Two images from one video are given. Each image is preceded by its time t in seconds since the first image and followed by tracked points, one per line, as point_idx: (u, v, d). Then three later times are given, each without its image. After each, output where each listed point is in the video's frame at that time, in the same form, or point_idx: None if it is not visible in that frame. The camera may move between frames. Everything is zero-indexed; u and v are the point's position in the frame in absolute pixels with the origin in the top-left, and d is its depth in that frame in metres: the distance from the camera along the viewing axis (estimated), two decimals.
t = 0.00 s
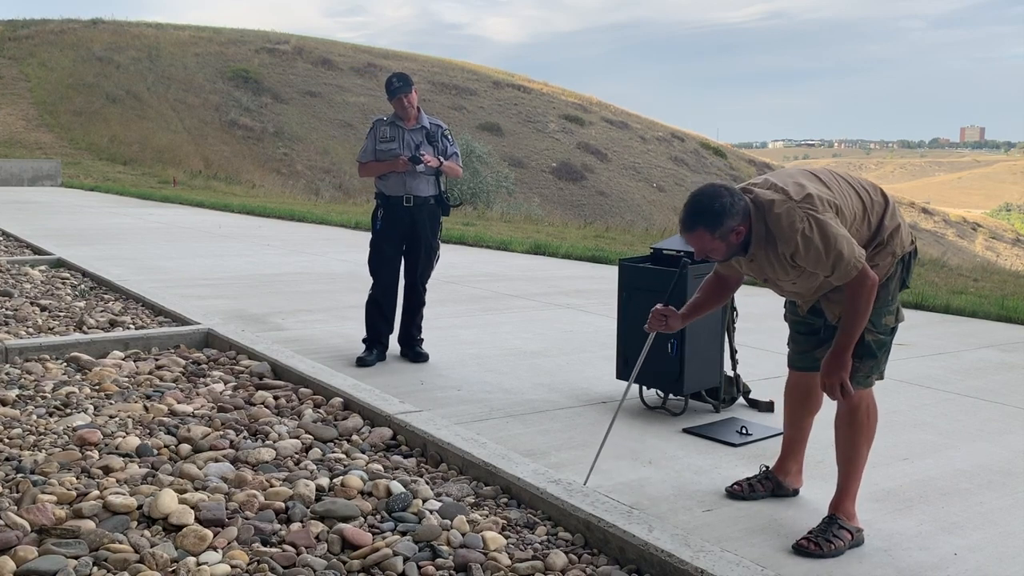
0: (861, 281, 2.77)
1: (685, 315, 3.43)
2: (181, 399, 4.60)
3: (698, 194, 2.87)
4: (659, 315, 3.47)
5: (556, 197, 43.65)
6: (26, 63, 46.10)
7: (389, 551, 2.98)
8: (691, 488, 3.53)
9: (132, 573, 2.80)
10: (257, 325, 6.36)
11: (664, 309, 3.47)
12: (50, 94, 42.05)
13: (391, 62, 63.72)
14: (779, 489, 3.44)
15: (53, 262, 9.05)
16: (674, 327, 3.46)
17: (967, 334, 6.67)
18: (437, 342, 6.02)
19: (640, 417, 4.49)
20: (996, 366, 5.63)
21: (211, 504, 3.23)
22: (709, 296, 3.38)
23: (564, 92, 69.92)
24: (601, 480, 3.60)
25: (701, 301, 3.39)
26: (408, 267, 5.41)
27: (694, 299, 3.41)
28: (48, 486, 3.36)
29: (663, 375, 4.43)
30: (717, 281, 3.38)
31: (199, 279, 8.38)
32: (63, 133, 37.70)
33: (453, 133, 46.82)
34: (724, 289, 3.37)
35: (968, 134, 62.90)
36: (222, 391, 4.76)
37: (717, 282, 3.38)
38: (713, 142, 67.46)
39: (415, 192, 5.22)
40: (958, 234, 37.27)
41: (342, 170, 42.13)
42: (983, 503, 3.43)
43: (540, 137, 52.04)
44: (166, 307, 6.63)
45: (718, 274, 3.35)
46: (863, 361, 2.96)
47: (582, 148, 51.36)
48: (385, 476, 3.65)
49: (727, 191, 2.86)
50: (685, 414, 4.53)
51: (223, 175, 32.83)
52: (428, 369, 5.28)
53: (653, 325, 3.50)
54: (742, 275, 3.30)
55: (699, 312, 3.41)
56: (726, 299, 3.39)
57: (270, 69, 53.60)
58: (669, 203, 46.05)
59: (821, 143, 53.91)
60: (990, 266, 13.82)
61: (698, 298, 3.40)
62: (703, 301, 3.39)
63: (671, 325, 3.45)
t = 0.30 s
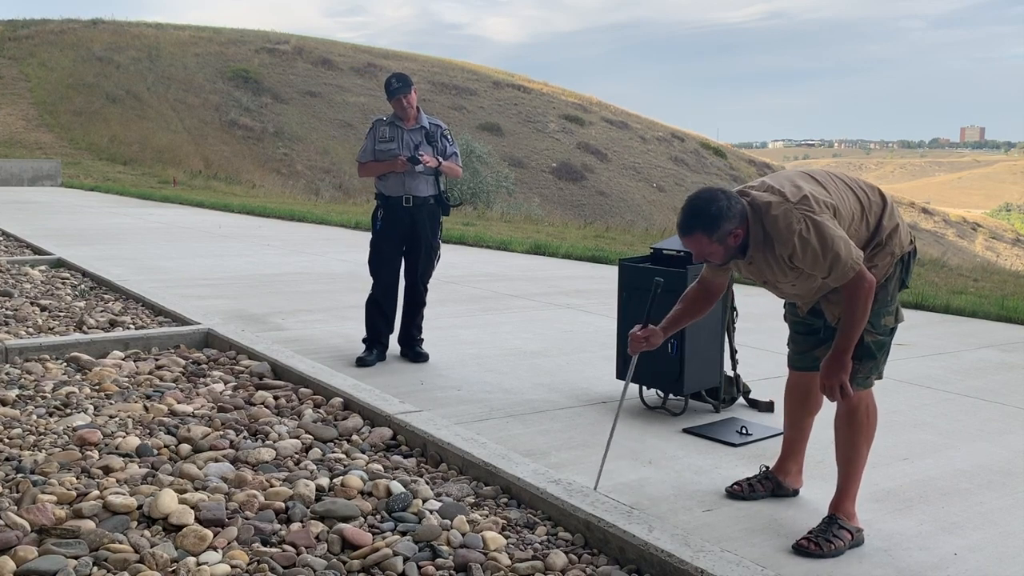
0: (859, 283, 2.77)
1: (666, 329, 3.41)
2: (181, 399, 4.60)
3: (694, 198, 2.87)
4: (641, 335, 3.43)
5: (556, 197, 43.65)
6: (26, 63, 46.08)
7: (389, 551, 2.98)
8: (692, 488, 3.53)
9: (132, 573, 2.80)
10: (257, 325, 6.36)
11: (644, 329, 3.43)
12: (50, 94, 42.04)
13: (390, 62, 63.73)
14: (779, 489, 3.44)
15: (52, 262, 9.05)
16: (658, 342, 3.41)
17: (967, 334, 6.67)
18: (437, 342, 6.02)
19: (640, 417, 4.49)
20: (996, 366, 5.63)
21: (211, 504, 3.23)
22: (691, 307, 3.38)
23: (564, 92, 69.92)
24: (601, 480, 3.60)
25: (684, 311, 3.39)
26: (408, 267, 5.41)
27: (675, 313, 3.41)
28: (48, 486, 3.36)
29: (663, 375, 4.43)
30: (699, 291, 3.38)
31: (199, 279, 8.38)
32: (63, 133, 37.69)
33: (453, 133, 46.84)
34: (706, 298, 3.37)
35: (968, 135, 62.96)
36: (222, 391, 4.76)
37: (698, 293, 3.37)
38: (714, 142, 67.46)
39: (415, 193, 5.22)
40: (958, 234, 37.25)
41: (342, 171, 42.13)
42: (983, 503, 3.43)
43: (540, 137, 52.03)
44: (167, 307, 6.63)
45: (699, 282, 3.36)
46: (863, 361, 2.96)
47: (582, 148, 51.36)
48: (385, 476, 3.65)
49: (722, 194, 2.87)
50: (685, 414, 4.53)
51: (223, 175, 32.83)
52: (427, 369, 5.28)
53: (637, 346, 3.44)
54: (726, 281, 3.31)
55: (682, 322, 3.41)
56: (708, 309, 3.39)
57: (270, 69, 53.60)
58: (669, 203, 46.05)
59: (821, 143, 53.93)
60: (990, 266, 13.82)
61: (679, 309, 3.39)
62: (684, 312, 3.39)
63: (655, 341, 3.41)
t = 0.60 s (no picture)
0: (858, 283, 2.77)
1: (653, 325, 3.40)
2: (181, 399, 4.60)
3: (693, 200, 2.87)
4: (629, 332, 3.40)
5: (556, 197, 43.65)
6: (26, 63, 46.08)
7: (389, 551, 2.98)
8: (691, 488, 3.53)
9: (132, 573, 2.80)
10: (257, 325, 6.36)
11: (632, 326, 3.41)
12: (50, 94, 42.03)
13: (391, 62, 63.73)
14: (779, 489, 3.44)
15: (52, 262, 9.05)
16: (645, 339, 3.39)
17: (967, 334, 6.67)
18: (437, 342, 6.02)
19: (640, 416, 4.49)
20: (996, 366, 5.64)
21: (211, 504, 3.23)
22: (680, 303, 3.39)
23: (564, 92, 69.91)
24: (601, 480, 3.60)
25: (672, 308, 3.39)
26: (409, 267, 5.41)
27: (662, 309, 3.41)
28: (48, 486, 3.36)
29: (663, 374, 4.43)
30: (687, 288, 3.38)
31: (199, 279, 8.38)
32: (63, 133, 37.69)
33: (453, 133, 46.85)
34: (695, 295, 3.38)
35: (969, 135, 63.01)
36: (222, 391, 4.76)
37: (687, 290, 3.38)
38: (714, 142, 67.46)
39: (415, 193, 5.22)
40: (958, 234, 37.26)
41: (342, 171, 42.12)
42: (983, 503, 3.42)
43: (540, 137, 52.03)
44: (166, 307, 6.63)
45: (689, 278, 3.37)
46: (863, 361, 2.96)
47: (582, 148, 51.35)
48: (385, 476, 3.65)
49: (722, 196, 2.87)
50: (685, 414, 4.53)
51: (223, 175, 32.84)
52: (427, 369, 5.28)
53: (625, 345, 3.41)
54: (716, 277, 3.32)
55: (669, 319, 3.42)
56: (695, 306, 3.40)
57: (270, 69, 53.60)
58: (669, 203, 46.05)
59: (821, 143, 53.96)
60: (990, 266, 13.82)
61: (666, 307, 3.40)
62: (671, 308, 3.40)
63: (642, 338, 3.38)
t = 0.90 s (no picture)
0: (858, 283, 2.77)
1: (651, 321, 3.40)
2: (181, 399, 4.60)
3: (693, 199, 2.87)
4: (623, 322, 3.39)
5: (556, 197, 43.65)
6: (26, 63, 46.06)
7: (389, 551, 2.98)
8: (692, 488, 3.53)
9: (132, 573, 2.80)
10: (257, 325, 6.36)
11: (626, 317, 3.40)
12: (50, 94, 42.02)
13: (391, 62, 63.75)
14: (779, 489, 3.44)
15: (52, 262, 9.05)
16: (639, 332, 3.39)
17: (967, 334, 6.66)
18: (437, 342, 6.02)
19: (639, 417, 4.49)
20: (996, 366, 5.64)
21: (211, 504, 3.23)
22: (678, 300, 3.39)
23: (564, 92, 69.90)
24: (601, 480, 3.60)
25: (669, 304, 3.40)
26: (410, 267, 5.41)
27: (660, 304, 3.42)
28: (48, 486, 3.36)
29: (663, 374, 4.43)
30: (686, 285, 3.39)
31: (199, 279, 8.38)
32: (63, 133, 37.68)
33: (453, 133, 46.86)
34: (694, 292, 3.38)
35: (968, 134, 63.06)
36: (222, 391, 4.76)
37: (687, 287, 3.38)
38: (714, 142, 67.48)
39: (416, 193, 5.22)
40: (958, 234, 37.26)
41: (342, 171, 42.12)
42: (983, 503, 3.42)
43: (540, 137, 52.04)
44: (166, 307, 6.63)
45: (689, 276, 3.37)
46: (863, 361, 2.96)
47: (582, 148, 51.35)
48: (385, 475, 3.65)
49: (722, 196, 2.86)
50: (685, 414, 4.53)
51: (223, 175, 32.84)
52: (427, 369, 5.28)
53: (617, 335, 3.41)
54: (716, 275, 3.32)
55: (668, 316, 3.42)
56: (693, 304, 3.41)
57: (270, 69, 53.60)
58: (670, 203, 46.08)
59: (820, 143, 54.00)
60: (990, 266, 13.82)
61: (665, 303, 3.40)
62: (669, 304, 3.41)
63: (637, 330, 3.38)
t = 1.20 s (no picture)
0: (855, 282, 2.77)
1: (655, 318, 3.40)
2: (181, 399, 4.60)
3: (690, 198, 2.87)
4: (628, 319, 3.39)
5: (557, 197, 43.65)
6: (26, 62, 46.06)
7: (389, 551, 2.98)
8: (692, 488, 3.53)
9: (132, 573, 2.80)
10: (257, 325, 6.36)
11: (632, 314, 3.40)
12: (50, 94, 42.01)
13: (390, 62, 63.76)
14: (779, 489, 3.44)
15: (52, 262, 9.05)
16: (644, 330, 3.39)
17: (967, 334, 6.66)
18: (436, 342, 6.02)
19: (639, 417, 4.48)
20: (996, 365, 5.64)
21: (211, 504, 3.23)
22: (680, 298, 3.39)
23: (564, 92, 69.89)
24: (601, 480, 3.60)
25: (671, 303, 3.40)
26: (410, 266, 5.41)
27: (663, 302, 3.42)
28: (48, 486, 3.36)
29: (663, 374, 4.43)
30: (688, 283, 3.39)
31: (199, 279, 8.38)
32: (63, 133, 37.67)
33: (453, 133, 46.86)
34: (695, 291, 3.39)
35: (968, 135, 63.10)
36: (222, 391, 4.76)
37: (689, 285, 3.38)
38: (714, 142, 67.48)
39: (418, 193, 5.22)
40: (958, 235, 37.27)
41: (342, 171, 42.12)
42: (983, 503, 3.42)
43: (540, 137, 52.03)
44: (167, 307, 6.63)
45: (691, 275, 3.37)
46: (862, 361, 2.96)
47: (582, 148, 51.35)
48: (385, 476, 3.65)
49: (719, 194, 2.86)
50: (685, 414, 4.53)
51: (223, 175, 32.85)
52: (427, 369, 5.28)
53: (622, 332, 3.41)
54: (717, 275, 3.33)
55: (671, 314, 3.42)
56: (695, 302, 3.41)
57: (270, 69, 53.61)
58: (670, 203, 46.09)
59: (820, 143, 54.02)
60: (990, 266, 13.81)
61: (668, 301, 3.41)
62: (671, 303, 3.40)
63: (642, 327, 3.38)
